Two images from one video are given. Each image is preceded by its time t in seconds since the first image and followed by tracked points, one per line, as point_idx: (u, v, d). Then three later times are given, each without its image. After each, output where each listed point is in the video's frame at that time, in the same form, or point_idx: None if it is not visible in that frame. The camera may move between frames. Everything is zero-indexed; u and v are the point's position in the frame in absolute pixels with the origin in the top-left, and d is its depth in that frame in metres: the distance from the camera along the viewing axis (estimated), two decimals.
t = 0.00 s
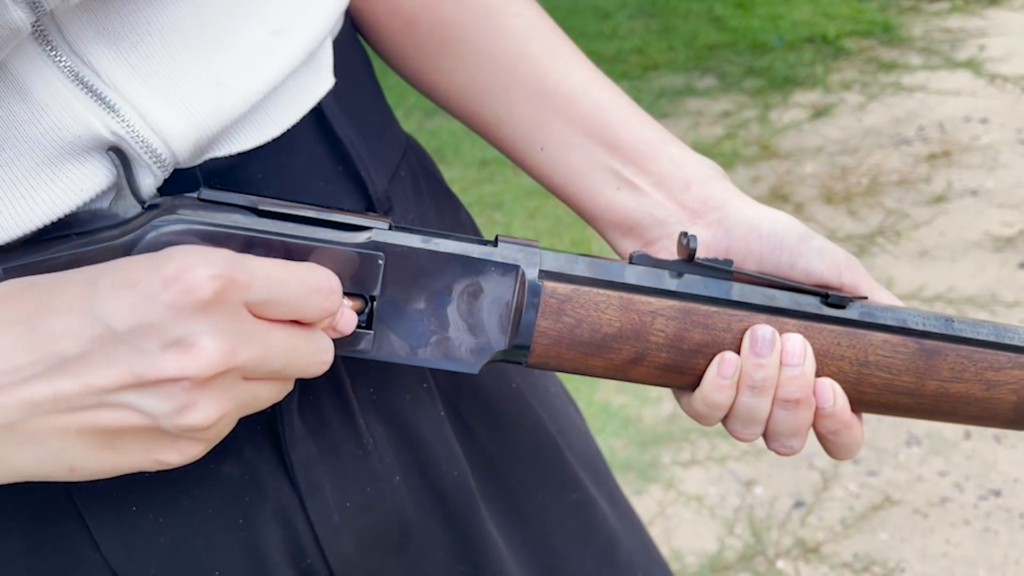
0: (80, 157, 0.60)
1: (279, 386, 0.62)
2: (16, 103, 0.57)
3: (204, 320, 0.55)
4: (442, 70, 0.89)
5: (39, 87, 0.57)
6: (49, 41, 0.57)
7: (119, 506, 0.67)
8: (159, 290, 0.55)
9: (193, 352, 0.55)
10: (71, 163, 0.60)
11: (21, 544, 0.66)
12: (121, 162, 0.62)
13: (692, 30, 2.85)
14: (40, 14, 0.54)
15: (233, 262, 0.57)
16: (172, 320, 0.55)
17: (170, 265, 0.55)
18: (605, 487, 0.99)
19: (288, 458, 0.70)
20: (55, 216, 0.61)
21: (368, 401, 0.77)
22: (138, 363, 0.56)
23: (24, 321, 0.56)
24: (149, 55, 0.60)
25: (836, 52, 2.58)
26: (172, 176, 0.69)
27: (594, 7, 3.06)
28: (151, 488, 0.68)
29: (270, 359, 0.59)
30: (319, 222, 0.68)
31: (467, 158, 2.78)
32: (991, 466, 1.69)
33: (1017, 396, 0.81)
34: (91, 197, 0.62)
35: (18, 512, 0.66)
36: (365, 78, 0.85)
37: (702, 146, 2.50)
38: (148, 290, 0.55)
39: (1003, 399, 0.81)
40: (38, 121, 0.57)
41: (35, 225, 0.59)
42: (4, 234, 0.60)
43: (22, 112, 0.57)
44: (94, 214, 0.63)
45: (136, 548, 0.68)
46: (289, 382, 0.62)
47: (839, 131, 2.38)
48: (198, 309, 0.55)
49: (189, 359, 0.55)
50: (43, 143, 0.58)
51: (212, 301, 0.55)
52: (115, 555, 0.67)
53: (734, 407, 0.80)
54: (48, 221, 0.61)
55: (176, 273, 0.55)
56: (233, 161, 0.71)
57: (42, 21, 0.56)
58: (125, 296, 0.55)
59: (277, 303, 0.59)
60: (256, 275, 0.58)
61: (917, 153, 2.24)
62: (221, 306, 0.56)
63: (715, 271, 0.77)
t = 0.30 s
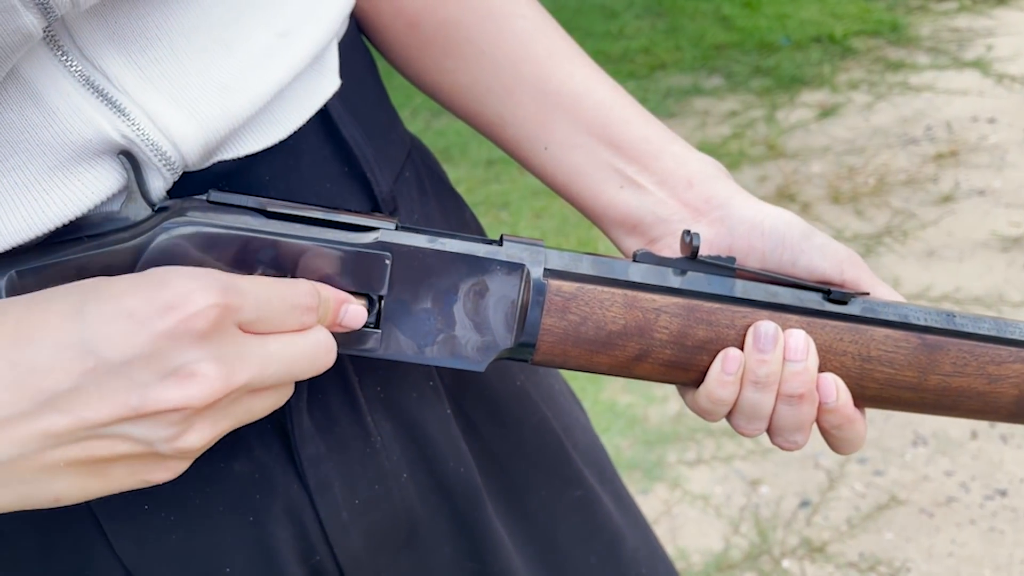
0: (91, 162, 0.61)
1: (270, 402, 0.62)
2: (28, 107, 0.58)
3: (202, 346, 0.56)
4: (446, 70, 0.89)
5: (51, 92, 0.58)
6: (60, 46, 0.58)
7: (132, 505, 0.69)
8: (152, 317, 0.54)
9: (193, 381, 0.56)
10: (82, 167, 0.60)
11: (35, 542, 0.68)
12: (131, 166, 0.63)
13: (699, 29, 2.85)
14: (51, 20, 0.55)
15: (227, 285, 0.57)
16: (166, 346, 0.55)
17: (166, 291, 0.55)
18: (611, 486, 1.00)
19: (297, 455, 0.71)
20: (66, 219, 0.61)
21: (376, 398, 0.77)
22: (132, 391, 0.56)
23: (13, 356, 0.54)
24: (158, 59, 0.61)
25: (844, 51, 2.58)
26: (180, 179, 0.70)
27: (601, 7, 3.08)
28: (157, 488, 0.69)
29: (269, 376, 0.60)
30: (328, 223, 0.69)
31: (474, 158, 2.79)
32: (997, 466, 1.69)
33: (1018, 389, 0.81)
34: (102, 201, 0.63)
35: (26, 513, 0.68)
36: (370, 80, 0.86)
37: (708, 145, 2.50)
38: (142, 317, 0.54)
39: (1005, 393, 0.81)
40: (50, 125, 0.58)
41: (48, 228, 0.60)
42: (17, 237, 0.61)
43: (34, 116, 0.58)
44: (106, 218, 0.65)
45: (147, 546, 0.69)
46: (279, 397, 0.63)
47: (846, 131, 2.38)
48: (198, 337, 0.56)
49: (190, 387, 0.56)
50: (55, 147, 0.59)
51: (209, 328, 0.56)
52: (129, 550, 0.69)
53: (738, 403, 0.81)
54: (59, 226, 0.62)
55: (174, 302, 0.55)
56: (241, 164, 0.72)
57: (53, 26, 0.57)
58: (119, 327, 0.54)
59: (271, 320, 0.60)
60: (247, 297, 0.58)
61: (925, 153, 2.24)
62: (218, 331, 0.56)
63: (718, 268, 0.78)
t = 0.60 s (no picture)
0: (95, 161, 0.61)
1: (297, 414, 0.63)
2: (33, 106, 0.58)
3: (231, 356, 0.56)
4: (449, 68, 0.90)
5: (55, 91, 0.59)
6: (65, 45, 0.58)
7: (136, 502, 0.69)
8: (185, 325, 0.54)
9: (225, 391, 0.56)
10: (86, 167, 0.61)
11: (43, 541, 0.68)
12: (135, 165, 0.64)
13: (705, 29, 2.85)
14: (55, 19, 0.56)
15: (254, 295, 0.57)
16: (199, 354, 0.55)
17: (198, 301, 0.55)
18: (613, 483, 1.01)
19: (300, 451, 0.72)
20: (71, 218, 0.62)
21: (378, 394, 0.78)
22: (169, 396, 0.56)
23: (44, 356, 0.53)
24: (161, 57, 0.62)
25: (850, 50, 2.58)
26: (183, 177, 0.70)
27: (607, 7, 3.10)
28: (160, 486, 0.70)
29: (295, 383, 0.60)
30: (330, 222, 0.70)
31: (480, 157, 2.80)
32: (1003, 465, 1.69)
33: (1017, 386, 0.82)
34: (106, 200, 0.64)
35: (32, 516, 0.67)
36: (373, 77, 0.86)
37: (714, 144, 2.50)
38: (176, 325, 0.54)
39: (1004, 390, 0.82)
40: (54, 124, 0.59)
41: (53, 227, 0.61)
42: (22, 237, 0.61)
43: (39, 114, 0.59)
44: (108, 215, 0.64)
45: (153, 542, 0.70)
46: (306, 408, 0.64)
47: (851, 130, 2.38)
48: (230, 347, 0.56)
49: (222, 396, 0.56)
50: (60, 146, 0.59)
51: (242, 337, 0.56)
52: (133, 546, 0.70)
53: (737, 401, 0.82)
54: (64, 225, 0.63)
55: (207, 312, 0.55)
56: (244, 163, 0.72)
57: (57, 25, 0.57)
58: (155, 335, 0.54)
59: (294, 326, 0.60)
60: (273, 303, 0.59)
61: (931, 152, 2.24)
62: (248, 340, 0.57)
63: (718, 266, 0.78)
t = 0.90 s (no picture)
0: (100, 153, 0.62)
1: (342, 396, 0.63)
2: (39, 99, 0.59)
3: (267, 309, 0.57)
4: (453, 67, 0.90)
5: (62, 84, 0.59)
6: (72, 39, 0.59)
7: (141, 491, 0.68)
8: (242, 277, 0.57)
9: (261, 342, 0.56)
10: (92, 159, 0.62)
11: (48, 524, 0.66)
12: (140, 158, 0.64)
13: (709, 28, 2.85)
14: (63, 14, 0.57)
15: (310, 261, 0.59)
16: (253, 305, 0.57)
17: (255, 259, 0.58)
18: (612, 478, 1.01)
19: (304, 443, 0.71)
20: (76, 209, 0.63)
21: (379, 387, 0.79)
22: (215, 341, 0.56)
23: (115, 292, 0.57)
24: (168, 52, 0.63)
25: (854, 50, 2.57)
26: (188, 172, 0.70)
27: (612, 6, 3.10)
28: (171, 475, 0.68)
29: (341, 351, 0.60)
30: (331, 218, 0.70)
31: (483, 157, 2.80)
32: (1007, 465, 1.69)
33: None
34: (111, 193, 0.64)
35: (46, 491, 0.66)
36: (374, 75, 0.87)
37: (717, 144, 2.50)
38: (229, 278, 0.57)
39: (1011, 391, 0.82)
40: (61, 117, 0.60)
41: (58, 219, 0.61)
42: (26, 228, 0.62)
43: (46, 108, 0.59)
44: (111, 213, 0.65)
45: (159, 532, 0.67)
46: (352, 389, 0.63)
47: (855, 129, 2.38)
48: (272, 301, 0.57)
49: (257, 347, 0.56)
50: (66, 138, 0.60)
51: (289, 294, 0.58)
52: (139, 538, 0.67)
53: (739, 400, 0.82)
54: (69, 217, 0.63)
55: (258, 265, 0.57)
56: (247, 158, 0.72)
57: (65, 20, 0.58)
58: (213, 284, 0.57)
59: (351, 296, 0.61)
60: (332, 271, 0.60)
61: (935, 152, 2.24)
62: (298, 296, 0.58)
63: (721, 264, 0.78)
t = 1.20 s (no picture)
0: (115, 143, 0.62)
1: (337, 389, 0.64)
2: (56, 90, 0.60)
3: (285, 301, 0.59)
4: (464, 63, 0.91)
5: (78, 75, 0.60)
6: (89, 31, 0.59)
7: (149, 477, 0.68)
8: (250, 271, 0.59)
9: (268, 337, 0.58)
10: (106, 149, 0.62)
11: (57, 509, 0.66)
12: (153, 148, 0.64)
13: (712, 27, 2.85)
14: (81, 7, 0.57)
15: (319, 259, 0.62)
16: (257, 297, 0.58)
17: (264, 252, 0.60)
18: (618, 473, 1.01)
19: (310, 432, 0.72)
20: (89, 197, 0.64)
21: (385, 380, 0.79)
22: (213, 336, 0.58)
23: (111, 282, 0.59)
24: (184, 45, 0.63)
25: (858, 49, 2.57)
26: (200, 161, 0.71)
27: (615, 6, 3.10)
28: (178, 463, 0.69)
29: (339, 354, 0.61)
30: (338, 210, 0.71)
31: (486, 157, 2.80)
32: (1011, 465, 1.69)
33: None
34: (122, 181, 0.65)
35: (55, 475, 0.66)
36: (387, 69, 0.87)
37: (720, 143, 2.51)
38: (241, 267, 0.59)
39: None
40: (78, 109, 0.60)
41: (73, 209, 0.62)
42: (40, 215, 0.62)
43: (63, 99, 0.60)
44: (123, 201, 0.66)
45: (165, 521, 0.68)
46: (345, 385, 0.65)
47: (859, 129, 2.38)
48: (283, 293, 0.59)
49: (263, 342, 0.57)
50: (81, 128, 0.61)
51: (300, 288, 0.59)
52: (147, 525, 0.67)
53: (746, 401, 0.82)
54: (81, 204, 0.64)
55: (268, 257, 0.59)
56: (258, 151, 0.72)
57: (83, 12, 0.58)
58: (221, 273, 0.59)
59: (346, 301, 0.63)
60: (333, 275, 0.62)
61: (938, 151, 2.24)
62: (303, 295, 0.60)
63: (732, 264, 0.79)
